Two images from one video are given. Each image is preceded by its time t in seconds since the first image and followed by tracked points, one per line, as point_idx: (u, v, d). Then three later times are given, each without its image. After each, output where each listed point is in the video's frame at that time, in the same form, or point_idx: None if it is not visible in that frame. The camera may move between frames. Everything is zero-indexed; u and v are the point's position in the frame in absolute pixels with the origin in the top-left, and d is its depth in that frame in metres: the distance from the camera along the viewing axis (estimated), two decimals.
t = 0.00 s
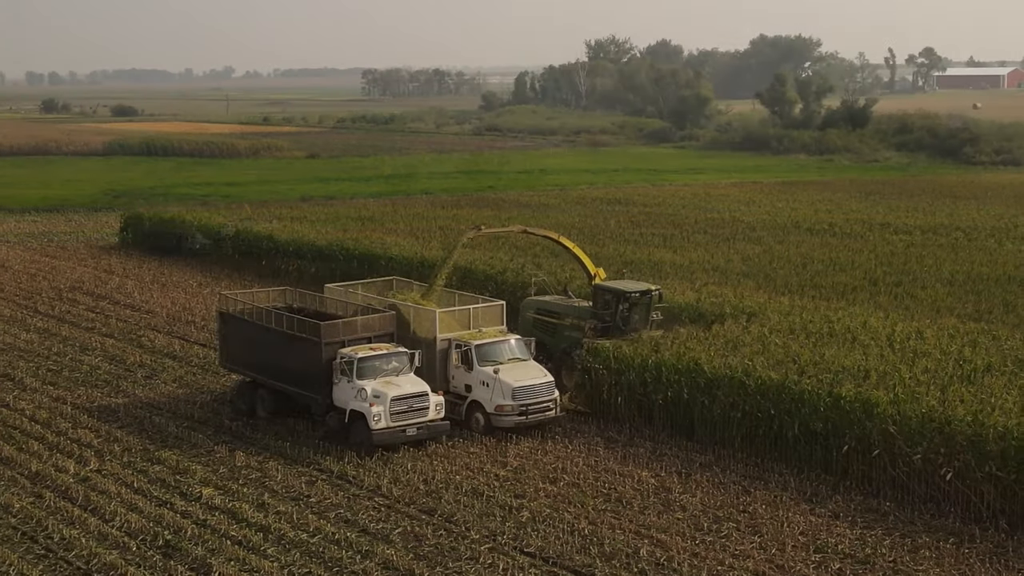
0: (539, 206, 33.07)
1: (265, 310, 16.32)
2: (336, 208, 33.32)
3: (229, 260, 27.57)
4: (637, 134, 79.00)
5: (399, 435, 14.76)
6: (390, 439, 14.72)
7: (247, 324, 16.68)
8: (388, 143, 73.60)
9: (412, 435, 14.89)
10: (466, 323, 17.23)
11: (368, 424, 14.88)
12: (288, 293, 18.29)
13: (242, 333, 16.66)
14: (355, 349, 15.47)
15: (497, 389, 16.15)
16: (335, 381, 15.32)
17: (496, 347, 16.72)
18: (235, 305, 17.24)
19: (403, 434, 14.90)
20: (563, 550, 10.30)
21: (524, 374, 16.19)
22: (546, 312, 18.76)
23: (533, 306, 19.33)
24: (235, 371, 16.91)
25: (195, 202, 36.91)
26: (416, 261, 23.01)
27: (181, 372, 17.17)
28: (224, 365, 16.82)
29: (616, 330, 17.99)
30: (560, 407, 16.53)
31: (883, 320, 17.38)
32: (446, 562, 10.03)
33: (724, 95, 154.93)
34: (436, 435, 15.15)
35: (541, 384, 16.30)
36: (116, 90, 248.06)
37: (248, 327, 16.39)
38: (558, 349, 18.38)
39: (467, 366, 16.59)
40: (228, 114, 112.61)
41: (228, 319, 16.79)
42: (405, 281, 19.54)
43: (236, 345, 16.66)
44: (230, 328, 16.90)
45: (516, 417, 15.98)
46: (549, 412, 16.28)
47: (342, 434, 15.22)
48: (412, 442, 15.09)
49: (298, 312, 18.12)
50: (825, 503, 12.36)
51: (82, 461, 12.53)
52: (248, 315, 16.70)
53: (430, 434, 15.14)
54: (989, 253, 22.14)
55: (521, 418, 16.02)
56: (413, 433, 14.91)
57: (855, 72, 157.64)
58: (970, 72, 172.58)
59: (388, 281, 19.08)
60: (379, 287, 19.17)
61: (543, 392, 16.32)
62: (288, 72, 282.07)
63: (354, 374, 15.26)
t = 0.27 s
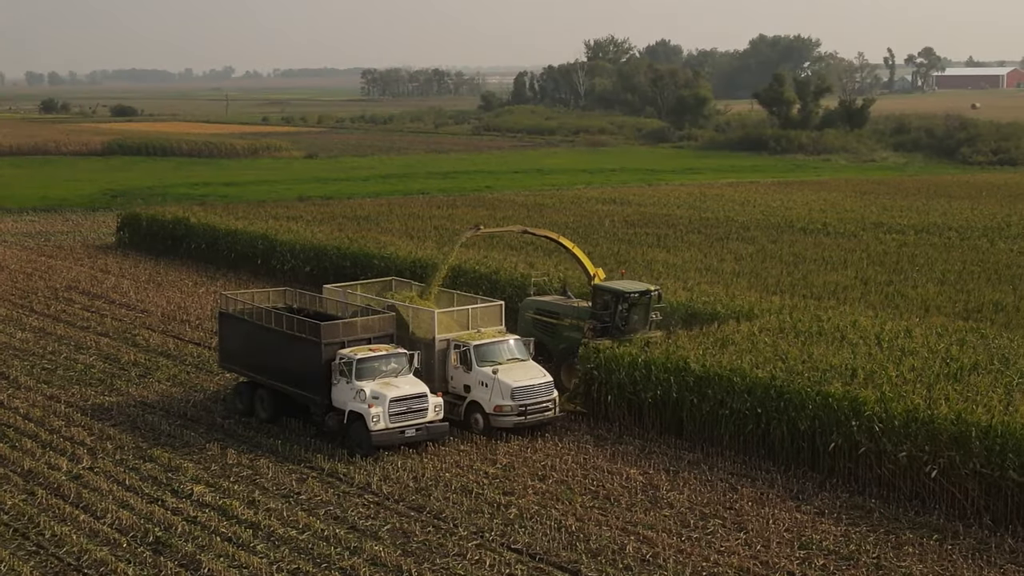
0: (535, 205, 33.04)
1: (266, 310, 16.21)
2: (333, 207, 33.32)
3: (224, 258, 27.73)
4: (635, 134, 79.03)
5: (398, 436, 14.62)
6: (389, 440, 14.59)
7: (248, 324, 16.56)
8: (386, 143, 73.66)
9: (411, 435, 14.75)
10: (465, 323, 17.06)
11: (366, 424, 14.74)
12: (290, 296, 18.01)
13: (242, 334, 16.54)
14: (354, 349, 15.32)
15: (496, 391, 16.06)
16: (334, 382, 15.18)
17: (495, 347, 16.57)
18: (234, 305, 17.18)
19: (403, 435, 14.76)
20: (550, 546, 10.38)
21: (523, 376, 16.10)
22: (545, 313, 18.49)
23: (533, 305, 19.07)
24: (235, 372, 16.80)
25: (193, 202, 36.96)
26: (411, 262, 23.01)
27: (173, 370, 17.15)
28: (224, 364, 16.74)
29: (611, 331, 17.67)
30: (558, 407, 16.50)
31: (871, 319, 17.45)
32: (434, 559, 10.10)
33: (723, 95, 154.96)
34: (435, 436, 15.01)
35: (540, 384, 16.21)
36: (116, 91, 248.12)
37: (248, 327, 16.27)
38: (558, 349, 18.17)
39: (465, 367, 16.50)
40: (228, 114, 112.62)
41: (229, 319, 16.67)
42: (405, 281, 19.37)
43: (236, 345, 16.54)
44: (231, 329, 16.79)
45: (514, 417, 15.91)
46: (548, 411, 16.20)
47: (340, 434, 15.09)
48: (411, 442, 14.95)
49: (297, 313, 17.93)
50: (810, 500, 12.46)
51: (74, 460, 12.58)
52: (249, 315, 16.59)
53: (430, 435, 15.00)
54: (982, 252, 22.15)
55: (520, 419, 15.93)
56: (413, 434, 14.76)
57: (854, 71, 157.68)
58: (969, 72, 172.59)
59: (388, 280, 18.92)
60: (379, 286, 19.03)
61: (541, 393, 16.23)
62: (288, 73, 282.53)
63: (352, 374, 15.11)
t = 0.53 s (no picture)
0: (532, 205, 33.10)
1: (264, 311, 16.20)
2: (330, 207, 33.39)
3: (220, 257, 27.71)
4: (633, 134, 79.09)
5: (398, 436, 14.66)
6: (388, 440, 14.63)
7: (247, 325, 16.56)
8: (383, 143, 73.70)
9: (411, 436, 14.79)
10: (464, 323, 17.12)
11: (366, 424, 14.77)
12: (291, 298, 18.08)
13: (241, 335, 16.54)
14: (352, 350, 15.38)
15: (496, 392, 16.11)
16: (333, 382, 15.22)
17: (494, 347, 16.65)
18: (232, 305, 17.23)
19: (402, 435, 14.79)
20: (537, 542, 10.48)
21: (522, 377, 16.16)
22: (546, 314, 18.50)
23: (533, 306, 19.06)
24: (234, 373, 16.81)
25: (190, 202, 37.04)
26: (404, 262, 23.10)
27: (167, 369, 17.23)
28: (224, 365, 16.73)
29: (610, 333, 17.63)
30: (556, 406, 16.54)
31: (860, 318, 17.54)
32: (422, 554, 10.19)
33: (722, 94, 155.01)
34: (435, 436, 15.05)
35: (539, 385, 16.28)
36: (116, 90, 248.12)
37: (247, 328, 16.27)
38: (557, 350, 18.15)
39: (465, 368, 16.57)
40: (226, 114, 112.58)
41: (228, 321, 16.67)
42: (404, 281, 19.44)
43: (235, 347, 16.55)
44: (230, 330, 16.78)
45: (513, 418, 15.97)
46: (546, 412, 16.26)
47: (340, 435, 15.11)
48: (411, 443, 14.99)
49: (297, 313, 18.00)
50: (797, 497, 12.54)
51: (67, 457, 12.68)
52: (248, 316, 16.59)
53: (429, 435, 15.03)
54: (973, 251, 22.23)
55: (519, 419, 16.02)
56: (412, 435, 14.80)
57: (853, 71, 157.72)
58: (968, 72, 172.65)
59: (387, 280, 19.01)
60: (378, 286, 19.11)
61: (541, 394, 16.29)
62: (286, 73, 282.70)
63: (352, 376, 15.14)
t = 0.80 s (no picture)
0: (530, 205, 33.11)
1: (264, 311, 16.18)
2: (327, 208, 33.41)
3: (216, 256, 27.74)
4: (632, 134, 79.19)
5: (398, 437, 14.59)
6: (388, 441, 14.58)
7: (247, 325, 16.53)
8: (382, 143, 73.79)
9: (411, 437, 14.73)
10: (464, 323, 17.08)
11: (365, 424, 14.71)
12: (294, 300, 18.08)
13: (241, 335, 16.53)
14: (352, 351, 15.34)
15: (496, 392, 16.08)
16: (332, 383, 15.20)
17: (494, 348, 16.60)
18: (231, 306, 17.23)
19: (402, 436, 14.74)
20: (525, 539, 10.55)
21: (522, 376, 16.09)
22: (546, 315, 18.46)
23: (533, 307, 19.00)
24: (235, 373, 16.79)
25: (188, 202, 37.10)
26: (400, 261, 23.13)
27: (161, 368, 17.28)
28: (224, 365, 16.73)
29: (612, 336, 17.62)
30: (556, 408, 16.48)
31: (852, 317, 17.61)
32: (411, 550, 10.26)
33: (721, 94, 155.12)
34: (434, 437, 14.99)
35: (539, 385, 16.19)
36: (116, 90, 248.34)
37: (247, 328, 16.25)
38: (557, 350, 18.18)
39: (465, 368, 16.53)
40: (226, 115, 112.74)
41: (228, 321, 16.65)
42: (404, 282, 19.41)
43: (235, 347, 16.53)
44: (230, 330, 16.77)
45: (513, 418, 15.94)
46: (546, 412, 16.22)
47: (340, 435, 15.10)
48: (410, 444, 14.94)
49: (296, 314, 17.99)
50: (784, 494, 12.63)
51: (60, 455, 12.76)
52: (248, 316, 16.57)
53: (428, 436, 14.98)
54: (967, 251, 22.29)
55: (519, 420, 15.99)
56: (412, 436, 14.74)
57: (852, 71, 157.80)
58: (968, 72, 172.70)
59: (387, 281, 18.98)
60: (378, 286, 19.08)
61: (541, 394, 16.22)
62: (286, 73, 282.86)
63: (352, 376, 15.08)
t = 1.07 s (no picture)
0: (526, 205, 33.19)
1: (266, 311, 16.27)
2: (324, 208, 33.48)
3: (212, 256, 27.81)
4: (630, 134, 79.25)
5: (398, 437, 14.66)
6: (389, 441, 14.65)
7: (248, 325, 16.61)
8: (380, 143, 73.89)
9: (411, 437, 14.80)
10: (464, 323, 17.12)
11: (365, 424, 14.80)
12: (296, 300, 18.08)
13: (242, 335, 16.60)
14: (353, 351, 15.41)
15: (496, 394, 16.06)
16: (333, 382, 15.27)
17: (494, 348, 16.60)
18: (230, 305, 17.30)
19: (402, 435, 14.81)
20: (514, 535, 10.64)
21: (523, 377, 16.07)
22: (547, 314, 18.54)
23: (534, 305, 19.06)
24: (234, 373, 16.85)
25: (185, 202, 37.20)
26: (397, 262, 23.19)
27: (157, 366, 17.37)
28: (224, 365, 16.81)
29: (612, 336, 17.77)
30: (556, 409, 16.51)
31: (842, 316, 17.71)
32: (400, 546, 10.36)
33: (720, 94, 155.20)
34: (434, 438, 15.06)
35: (539, 386, 16.19)
36: (116, 91, 248.53)
37: (249, 328, 16.33)
38: (558, 350, 18.36)
39: (465, 368, 16.50)
40: (225, 115, 112.92)
41: (229, 321, 16.71)
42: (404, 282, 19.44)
43: (235, 347, 16.61)
44: (231, 330, 16.84)
45: (514, 419, 15.92)
46: (547, 413, 16.19)
47: (339, 436, 15.17)
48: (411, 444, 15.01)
49: (296, 314, 18.04)
50: (772, 491, 12.71)
51: (54, 452, 12.86)
52: (248, 316, 16.65)
53: (429, 437, 15.05)
54: (959, 250, 22.39)
55: (519, 420, 15.95)
56: (412, 436, 14.80)
57: (851, 71, 157.93)
58: (967, 71, 172.78)
59: (387, 281, 19.01)
60: (378, 286, 19.12)
61: (541, 394, 16.21)
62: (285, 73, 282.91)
63: (352, 376, 15.15)
